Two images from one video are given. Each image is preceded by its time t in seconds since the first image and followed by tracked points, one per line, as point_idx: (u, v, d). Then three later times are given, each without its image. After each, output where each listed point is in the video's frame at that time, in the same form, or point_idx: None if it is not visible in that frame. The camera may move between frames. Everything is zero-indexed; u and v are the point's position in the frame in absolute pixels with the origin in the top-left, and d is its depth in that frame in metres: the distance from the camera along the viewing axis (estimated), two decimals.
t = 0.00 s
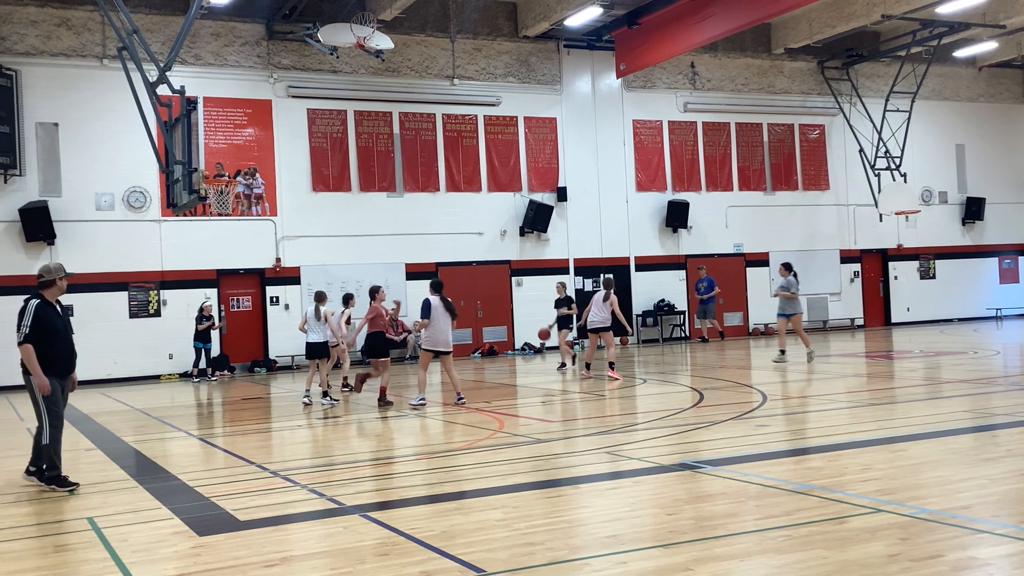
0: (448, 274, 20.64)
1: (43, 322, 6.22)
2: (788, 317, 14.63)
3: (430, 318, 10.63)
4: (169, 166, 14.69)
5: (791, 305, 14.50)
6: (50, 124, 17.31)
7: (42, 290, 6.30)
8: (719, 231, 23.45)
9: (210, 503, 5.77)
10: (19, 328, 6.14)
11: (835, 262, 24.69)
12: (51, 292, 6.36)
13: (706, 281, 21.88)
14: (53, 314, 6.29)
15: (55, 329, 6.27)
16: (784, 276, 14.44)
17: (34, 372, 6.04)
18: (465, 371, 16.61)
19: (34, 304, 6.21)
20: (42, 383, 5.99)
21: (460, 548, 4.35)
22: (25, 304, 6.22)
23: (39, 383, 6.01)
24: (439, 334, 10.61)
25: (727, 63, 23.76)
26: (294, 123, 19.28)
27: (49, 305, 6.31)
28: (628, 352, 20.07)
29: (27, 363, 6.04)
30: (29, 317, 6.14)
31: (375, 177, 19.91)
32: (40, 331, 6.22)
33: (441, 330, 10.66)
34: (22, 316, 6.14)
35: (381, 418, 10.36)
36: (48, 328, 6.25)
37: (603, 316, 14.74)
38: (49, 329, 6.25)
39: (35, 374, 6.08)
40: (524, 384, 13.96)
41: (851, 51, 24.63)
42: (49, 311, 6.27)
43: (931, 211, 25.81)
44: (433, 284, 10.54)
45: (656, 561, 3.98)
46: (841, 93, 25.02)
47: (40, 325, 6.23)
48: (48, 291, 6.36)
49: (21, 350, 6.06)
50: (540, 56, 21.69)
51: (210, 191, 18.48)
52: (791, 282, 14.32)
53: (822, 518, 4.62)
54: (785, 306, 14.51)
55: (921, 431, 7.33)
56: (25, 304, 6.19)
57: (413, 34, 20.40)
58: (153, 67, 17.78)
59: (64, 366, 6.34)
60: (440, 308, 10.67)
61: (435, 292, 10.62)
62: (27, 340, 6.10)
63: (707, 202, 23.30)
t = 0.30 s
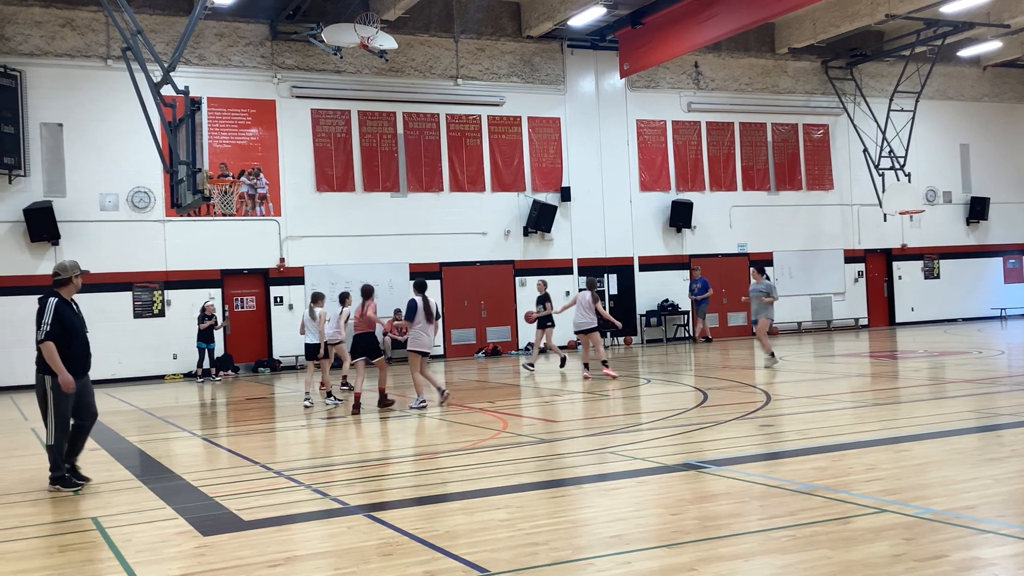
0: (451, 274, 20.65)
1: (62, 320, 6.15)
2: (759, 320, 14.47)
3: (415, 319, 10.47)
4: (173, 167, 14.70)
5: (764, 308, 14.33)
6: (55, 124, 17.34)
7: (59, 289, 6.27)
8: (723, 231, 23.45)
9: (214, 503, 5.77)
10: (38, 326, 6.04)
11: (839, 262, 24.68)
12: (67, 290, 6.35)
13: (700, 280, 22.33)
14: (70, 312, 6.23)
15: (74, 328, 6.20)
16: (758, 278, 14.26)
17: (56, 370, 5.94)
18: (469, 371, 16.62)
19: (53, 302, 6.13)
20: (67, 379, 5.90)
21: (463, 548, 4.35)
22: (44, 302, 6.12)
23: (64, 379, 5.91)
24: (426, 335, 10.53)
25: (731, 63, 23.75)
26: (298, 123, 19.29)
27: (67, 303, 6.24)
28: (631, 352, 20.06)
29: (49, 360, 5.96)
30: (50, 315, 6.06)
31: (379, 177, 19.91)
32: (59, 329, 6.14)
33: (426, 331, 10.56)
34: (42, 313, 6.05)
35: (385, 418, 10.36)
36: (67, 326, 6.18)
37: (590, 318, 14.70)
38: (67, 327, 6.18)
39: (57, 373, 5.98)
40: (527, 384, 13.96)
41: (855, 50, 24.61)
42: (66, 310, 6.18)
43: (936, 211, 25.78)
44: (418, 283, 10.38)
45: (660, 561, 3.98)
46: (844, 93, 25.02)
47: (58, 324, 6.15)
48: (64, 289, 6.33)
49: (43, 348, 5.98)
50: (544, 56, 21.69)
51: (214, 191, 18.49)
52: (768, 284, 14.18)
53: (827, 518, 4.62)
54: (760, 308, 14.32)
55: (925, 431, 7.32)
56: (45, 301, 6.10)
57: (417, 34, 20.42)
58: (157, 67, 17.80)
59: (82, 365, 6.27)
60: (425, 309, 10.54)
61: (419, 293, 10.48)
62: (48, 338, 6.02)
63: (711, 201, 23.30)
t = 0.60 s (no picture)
0: (453, 274, 20.65)
1: (81, 321, 6.17)
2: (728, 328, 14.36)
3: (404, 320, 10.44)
4: (174, 167, 14.71)
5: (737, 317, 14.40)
6: (57, 124, 17.37)
7: (76, 291, 6.28)
8: (724, 231, 23.45)
9: (216, 503, 5.77)
10: (57, 328, 6.07)
11: (841, 262, 24.68)
12: (84, 292, 6.33)
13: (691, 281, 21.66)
14: (89, 313, 6.25)
15: (92, 329, 6.22)
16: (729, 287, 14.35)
17: (76, 373, 6.00)
18: (470, 372, 16.63)
19: (71, 303, 6.14)
20: (86, 383, 5.98)
21: (465, 548, 4.35)
22: (62, 303, 6.14)
23: (83, 382, 5.99)
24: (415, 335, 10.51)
25: (732, 63, 23.75)
26: (300, 123, 19.30)
27: (85, 305, 6.26)
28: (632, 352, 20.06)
29: (68, 362, 5.99)
30: (69, 316, 6.08)
31: (380, 177, 19.92)
32: (77, 330, 6.16)
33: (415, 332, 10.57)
34: (61, 315, 6.07)
35: (386, 417, 10.36)
36: (85, 327, 6.19)
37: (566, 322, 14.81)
38: (85, 328, 6.19)
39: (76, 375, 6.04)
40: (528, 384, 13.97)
41: (856, 50, 24.61)
42: (84, 310, 6.21)
43: (938, 211, 25.76)
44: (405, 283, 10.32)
45: (662, 561, 3.98)
46: (846, 92, 25.03)
47: (76, 325, 6.17)
48: (81, 291, 6.34)
49: (61, 350, 6.01)
50: (545, 56, 21.70)
51: (216, 191, 18.50)
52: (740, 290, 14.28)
53: (828, 518, 4.62)
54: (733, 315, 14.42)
55: (927, 431, 7.32)
56: (63, 303, 6.12)
57: (418, 34, 20.42)
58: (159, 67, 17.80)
59: (99, 367, 6.26)
60: (411, 309, 10.54)
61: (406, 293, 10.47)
62: (67, 340, 6.04)
63: (712, 201, 23.30)
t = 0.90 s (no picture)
0: (453, 274, 20.65)
1: (104, 318, 6.09)
2: (702, 332, 14.14)
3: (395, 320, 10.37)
4: (175, 167, 14.70)
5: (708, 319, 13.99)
6: (58, 124, 17.38)
7: (100, 288, 6.21)
8: (726, 231, 23.45)
9: (216, 503, 5.77)
10: (79, 323, 5.99)
11: (842, 262, 24.67)
12: (108, 289, 6.25)
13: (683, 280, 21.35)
14: (113, 310, 6.16)
15: (115, 327, 6.13)
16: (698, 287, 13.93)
17: (93, 370, 5.87)
18: (471, 372, 16.63)
19: (94, 300, 6.07)
20: (102, 379, 5.84)
21: (466, 548, 4.35)
22: (85, 299, 6.08)
23: (99, 380, 5.87)
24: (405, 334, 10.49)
25: (733, 63, 23.75)
26: (301, 123, 19.31)
27: (108, 302, 6.18)
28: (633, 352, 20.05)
29: (87, 359, 5.87)
30: (91, 312, 6.00)
31: (381, 177, 19.92)
32: (100, 327, 6.08)
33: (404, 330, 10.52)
34: (83, 311, 5.98)
35: (387, 417, 10.36)
36: (107, 324, 6.11)
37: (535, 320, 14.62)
38: (108, 326, 6.11)
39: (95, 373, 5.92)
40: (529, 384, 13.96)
41: (857, 50, 24.62)
42: (108, 308, 6.13)
43: (939, 211, 25.73)
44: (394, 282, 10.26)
45: (663, 561, 3.97)
46: (847, 92, 25.02)
47: (99, 322, 6.08)
48: (106, 288, 6.27)
49: (81, 346, 5.90)
50: (546, 56, 21.71)
51: (217, 191, 18.50)
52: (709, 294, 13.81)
53: (829, 517, 4.61)
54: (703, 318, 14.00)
55: (928, 431, 7.32)
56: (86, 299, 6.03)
57: (419, 34, 20.43)
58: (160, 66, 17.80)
59: (121, 365, 6.16)
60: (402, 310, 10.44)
61: (396, 293, 10.41)
62: (88, 337, 5.94)
63: (713, 201, 23.30)
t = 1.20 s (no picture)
0: (453, 274, 20.66)
1: (122, 316, 6.11)
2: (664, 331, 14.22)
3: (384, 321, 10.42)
4: (175, 166, 14.69)
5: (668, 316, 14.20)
6: (57, 124, 17.38)
7: (117, 286, 6.21)
8: (726, 231, 23.45)
9: (216, 503, 5.77)
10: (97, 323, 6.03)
11: (842, 262, 24.66)
12: (128, 288, 6.26)
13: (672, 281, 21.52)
14: (130, 308, 6.18)
15: (132, 323, 6.16)
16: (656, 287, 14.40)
17: (114, 368, 5.93)
18: (471, 372, 16.62)
19: (112, 298, 6.09)
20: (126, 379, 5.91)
21: (466, 548, 4.35)
22: (102, 299, 6.08)
23: (123, 378, 5.94)
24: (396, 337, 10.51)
25: (733, 63, 23.75)
26: (301, 123, 19.31)
27: (127, 299, 6.20)
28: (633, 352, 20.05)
29: (107, 358, 5.94)
30: (109, 311, 6.02)
31: (381, 177, 19.93)
32: (118, 325, 6.10)
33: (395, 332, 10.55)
34: (101, 310, 6.01)
35: (386, 417, 10.35)
36: (125, 322, 6.13)
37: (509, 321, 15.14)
38: (126, 324, 6.13)
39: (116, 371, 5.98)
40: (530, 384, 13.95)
41: (857, 50, 24.63)
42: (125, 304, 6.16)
43: (939, 211, 25.73)
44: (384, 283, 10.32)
45: (663, 561, 3.98)
46: (847, 92, 25.03)
47: (117, 321, 6.10)
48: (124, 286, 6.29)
49: (100, 346, 5.96)
50: (546, 56, 21.71)
51: (217, 191, 18.50)
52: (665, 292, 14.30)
53: (829, 518, 4.61)
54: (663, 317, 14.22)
55: (928, 431, 7.32)
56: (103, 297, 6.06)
57: (419, 34, 20.43)
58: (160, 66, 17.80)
59: (139, 363, 6.19)
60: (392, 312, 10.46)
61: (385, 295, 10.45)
62: (106, 335, 5.99)
63: (713, 201, 23.31)
